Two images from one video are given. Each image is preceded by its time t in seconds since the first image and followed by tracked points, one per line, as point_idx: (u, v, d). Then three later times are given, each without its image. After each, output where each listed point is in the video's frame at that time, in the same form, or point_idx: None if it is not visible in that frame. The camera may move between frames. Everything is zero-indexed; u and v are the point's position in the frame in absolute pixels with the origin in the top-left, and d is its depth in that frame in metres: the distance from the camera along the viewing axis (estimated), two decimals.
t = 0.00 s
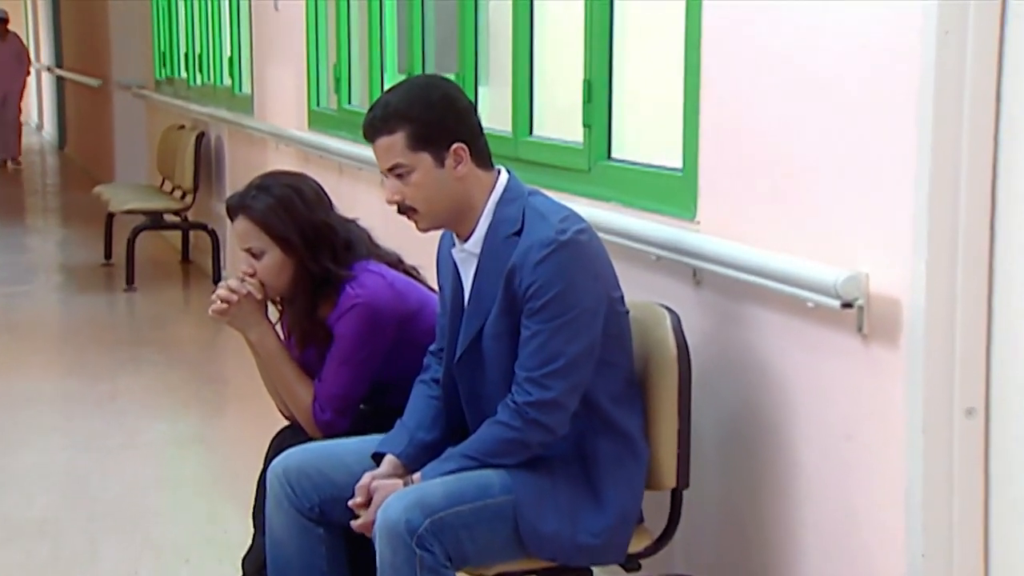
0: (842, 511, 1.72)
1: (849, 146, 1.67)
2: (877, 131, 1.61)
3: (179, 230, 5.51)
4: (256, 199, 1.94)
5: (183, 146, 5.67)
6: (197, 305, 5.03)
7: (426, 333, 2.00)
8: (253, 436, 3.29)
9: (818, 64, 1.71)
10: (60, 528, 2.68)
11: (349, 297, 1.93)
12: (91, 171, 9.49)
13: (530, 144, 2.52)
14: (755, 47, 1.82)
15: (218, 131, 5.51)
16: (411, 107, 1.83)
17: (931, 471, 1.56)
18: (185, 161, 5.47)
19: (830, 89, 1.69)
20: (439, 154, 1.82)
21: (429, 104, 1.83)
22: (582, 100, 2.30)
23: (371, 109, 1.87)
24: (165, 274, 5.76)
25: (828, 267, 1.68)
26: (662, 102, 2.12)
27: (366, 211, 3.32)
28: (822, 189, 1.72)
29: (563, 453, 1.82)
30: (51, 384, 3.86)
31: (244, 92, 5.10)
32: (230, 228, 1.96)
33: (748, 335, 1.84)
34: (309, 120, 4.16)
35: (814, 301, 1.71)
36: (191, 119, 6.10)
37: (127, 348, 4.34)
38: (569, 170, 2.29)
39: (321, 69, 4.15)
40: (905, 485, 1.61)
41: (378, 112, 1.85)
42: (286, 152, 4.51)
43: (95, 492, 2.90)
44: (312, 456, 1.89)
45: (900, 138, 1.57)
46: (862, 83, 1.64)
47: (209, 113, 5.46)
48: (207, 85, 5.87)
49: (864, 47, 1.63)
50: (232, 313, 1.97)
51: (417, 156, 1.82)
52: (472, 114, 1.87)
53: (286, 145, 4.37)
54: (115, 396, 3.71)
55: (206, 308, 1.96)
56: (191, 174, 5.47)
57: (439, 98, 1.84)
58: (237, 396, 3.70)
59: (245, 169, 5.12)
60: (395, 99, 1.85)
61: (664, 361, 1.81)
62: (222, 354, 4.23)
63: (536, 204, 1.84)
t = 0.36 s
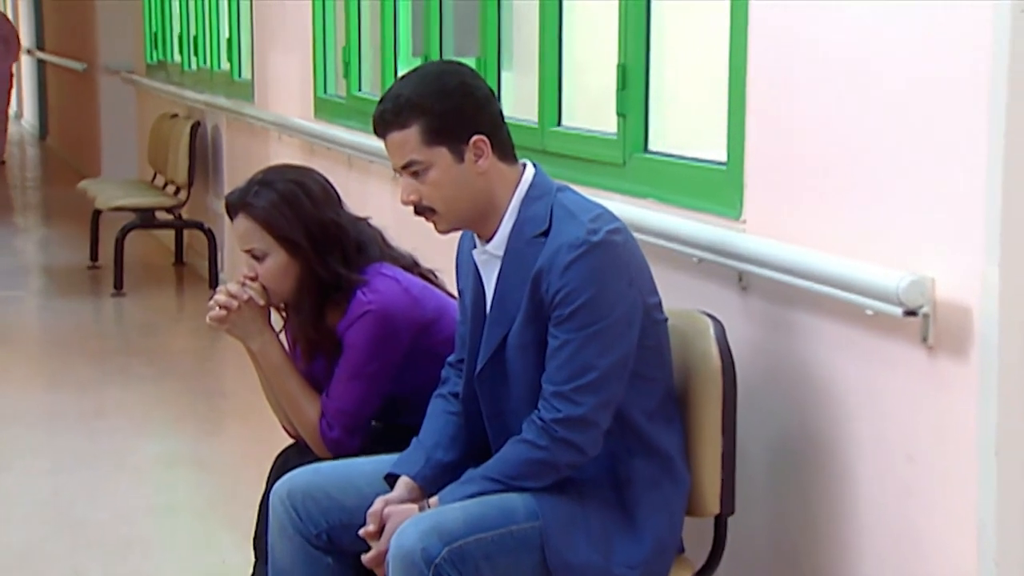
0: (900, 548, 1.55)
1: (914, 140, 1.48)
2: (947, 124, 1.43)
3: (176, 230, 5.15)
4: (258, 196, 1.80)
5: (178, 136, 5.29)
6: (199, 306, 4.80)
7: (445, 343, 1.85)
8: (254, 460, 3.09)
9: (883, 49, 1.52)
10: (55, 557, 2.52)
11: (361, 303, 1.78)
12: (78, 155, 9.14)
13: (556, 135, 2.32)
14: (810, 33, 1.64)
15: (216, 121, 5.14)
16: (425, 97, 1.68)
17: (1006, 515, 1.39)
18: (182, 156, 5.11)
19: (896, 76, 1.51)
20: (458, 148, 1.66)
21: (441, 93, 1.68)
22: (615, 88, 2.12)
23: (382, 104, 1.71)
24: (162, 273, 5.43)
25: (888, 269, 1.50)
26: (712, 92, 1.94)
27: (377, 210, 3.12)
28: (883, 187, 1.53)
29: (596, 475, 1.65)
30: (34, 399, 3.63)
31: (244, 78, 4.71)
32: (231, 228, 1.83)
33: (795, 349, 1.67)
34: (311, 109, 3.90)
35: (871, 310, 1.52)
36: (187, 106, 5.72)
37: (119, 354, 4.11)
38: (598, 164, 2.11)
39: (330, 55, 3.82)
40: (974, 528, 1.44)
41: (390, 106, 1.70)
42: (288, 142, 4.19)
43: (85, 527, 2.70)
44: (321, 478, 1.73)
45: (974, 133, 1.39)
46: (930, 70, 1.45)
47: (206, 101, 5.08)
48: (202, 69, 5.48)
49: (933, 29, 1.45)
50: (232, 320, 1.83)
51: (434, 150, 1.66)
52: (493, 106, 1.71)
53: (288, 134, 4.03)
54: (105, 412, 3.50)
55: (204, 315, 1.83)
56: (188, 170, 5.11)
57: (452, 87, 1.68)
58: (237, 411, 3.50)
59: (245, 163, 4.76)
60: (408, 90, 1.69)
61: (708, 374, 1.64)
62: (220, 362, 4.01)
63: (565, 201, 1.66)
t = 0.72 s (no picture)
0: None
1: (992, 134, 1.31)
2: None
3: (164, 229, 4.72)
4: (259, 193, 1.65)
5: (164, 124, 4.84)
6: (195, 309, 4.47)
7: (465, 355, 1.70)
8: (254, 484, 2.85)
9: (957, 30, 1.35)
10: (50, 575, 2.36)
11: (373, 311, 1.64)
12: (54, 145, 8.55)
13: (589, 123, 2.14)
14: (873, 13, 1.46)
15: (209, 110, 4.70)
16: (440, 86, 1.48)
17: None
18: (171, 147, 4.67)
19: (970, 60, 1.33)
20: (477, 141, 1.47)
21: (457, 84, 1.48)
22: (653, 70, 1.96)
23: (391, 93, 1.51)
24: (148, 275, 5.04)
25: (957, 273, 1.34)
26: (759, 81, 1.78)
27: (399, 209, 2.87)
28: (954, 184, 1.36)
29: (631, 500, 1.49)
30: (8, 414, 3.32)
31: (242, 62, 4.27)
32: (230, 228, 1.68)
33: (851, 365, 1.50)
34: (318, 98, 3.56)
35: (938, 319, 1.36)
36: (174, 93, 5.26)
37: (104, 363, 3.78)
38: (633, 154, 1.96)
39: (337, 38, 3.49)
40: None
41: (400, 96, 1.50)
42: (289, 133, 3.79)
43: (79, 560, 2.49)
44: (328, 502, 1.58)
45: None
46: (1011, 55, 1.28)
47: (200, 88, 4.63)
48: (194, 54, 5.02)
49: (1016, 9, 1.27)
50: (230, 329, 1.69)
51: (451, 146, 1.47)
52: (517, 91, 1.51)
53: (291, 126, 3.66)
54: (90, 430, 3.21)
55: (200, 324, 1.68)
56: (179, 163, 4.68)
57: (470, 75, 1.49)
58: (233, 427, 3.23)
59: (240, 158, 4.35)
60: (420, 77, 1.50)
61: (758, 393, 1.49)
62: (215, 373, 3.69)
63: (598, 200, 1.49)
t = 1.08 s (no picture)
0: None
1: None
2: None
3: (154, 231, 4.38)
4: (262, 192, 1.52)
5: (156, 114, 4.49)
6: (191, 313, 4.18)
7: (490, 373, 1.57)
8: (262, 506, 2.65)
9: None
10: None
11: (388, 321, 1.51)
12: (32, 133, 8.08)
13: (628, 115, 1.94)
14: None
15: (205, 100, 4.34)
16: (461, 73, 1.32)
17: None
18: (165, 143, 4.33)
19: None
20: (502, 134, 1.31)
21: (478, 69, 1.32)
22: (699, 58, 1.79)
23: (408, 82, 1.36)
24: (141, 278, 4.73)
25: None
26: (821, 68, 1.63)
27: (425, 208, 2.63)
28: None
29: (674, 533, 1.33)
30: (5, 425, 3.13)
31: (239, 46, 3.92)
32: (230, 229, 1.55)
33: (923, 387, 1.34)
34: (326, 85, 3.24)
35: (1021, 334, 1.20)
36: (165, 80, 4.90)
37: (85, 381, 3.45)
38: (673, 148, 1.80)
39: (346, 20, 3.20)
40: None
41: (417, 85, 1.35)
42: (292, 124, 3.43)
43: None
44: (337, 536, 1.43)
45: None
46: None
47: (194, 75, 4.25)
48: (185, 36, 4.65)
49: None
50: (230, 341, 1.57)
51: (473, 139, 1.31)
52: (548, 80, 1.35)
53: (295, 115, 3.34)
54: (71, 452, 2.96)
55: (197, 335, 1.56)
56: (172, 160, 4.34)
57: (491, 59, 1.32)
58: (229, 449, 2.98)
59: (237, 152, 4.00)
60: (440, 64, 1.34)
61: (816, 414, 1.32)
62: (216, 386, 3.43)
63: (635, 199, 1.33)
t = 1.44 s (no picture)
0: None
1: None
2: None
3: (142, 234, 4.06)
4: (264, 193, 1.39)
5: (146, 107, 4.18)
6: (186, 322, 3.90)
7: (516, 395, 1.45)
8: (271, 531, 2.50)
9: None
10: None
11: (404, 337, 1.39)
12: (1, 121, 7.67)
13: (670, 109, 1.80)
14: None
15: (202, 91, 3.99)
16: (487, 59, 1.16)
17: None
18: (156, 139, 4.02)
19: None
20: (531, 127, 1.15)
21: (506, 55, 1.15)
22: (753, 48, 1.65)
23: (426, 69, 1.19)
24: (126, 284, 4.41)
25: None
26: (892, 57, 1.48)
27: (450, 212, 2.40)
28: None
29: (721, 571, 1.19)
30: None
31: (238, 31, 3.68)
32: (229, 234, 1.42)
33: (1005, 414, 1.20)
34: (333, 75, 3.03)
35: None
36: (156, 69, 4.58)
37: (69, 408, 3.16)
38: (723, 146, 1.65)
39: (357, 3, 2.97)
40: None
41: (436, 73, 1.18)
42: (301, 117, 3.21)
43: None
44: None
45: None
46: None
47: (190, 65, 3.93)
48: (179, 20, 4.32)
49: None
50: (229, 358, 1.44)
51: (500, 133, 1.15)
52: (582, 67, 1.18)
53: (301, 107, 3.07)
54: (50, 482, 2.73)
55: (193, 351, 1.43)
56: (163, 156, 4.02)
57: (520, 44, 1.16)
58: (224, 476, 2.75)
59: (237, 149, 3.69)
60: (463, 48, 1.17)
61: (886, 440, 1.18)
62: (217, 397, 3.26)
63: (680, 201, 1.18)
